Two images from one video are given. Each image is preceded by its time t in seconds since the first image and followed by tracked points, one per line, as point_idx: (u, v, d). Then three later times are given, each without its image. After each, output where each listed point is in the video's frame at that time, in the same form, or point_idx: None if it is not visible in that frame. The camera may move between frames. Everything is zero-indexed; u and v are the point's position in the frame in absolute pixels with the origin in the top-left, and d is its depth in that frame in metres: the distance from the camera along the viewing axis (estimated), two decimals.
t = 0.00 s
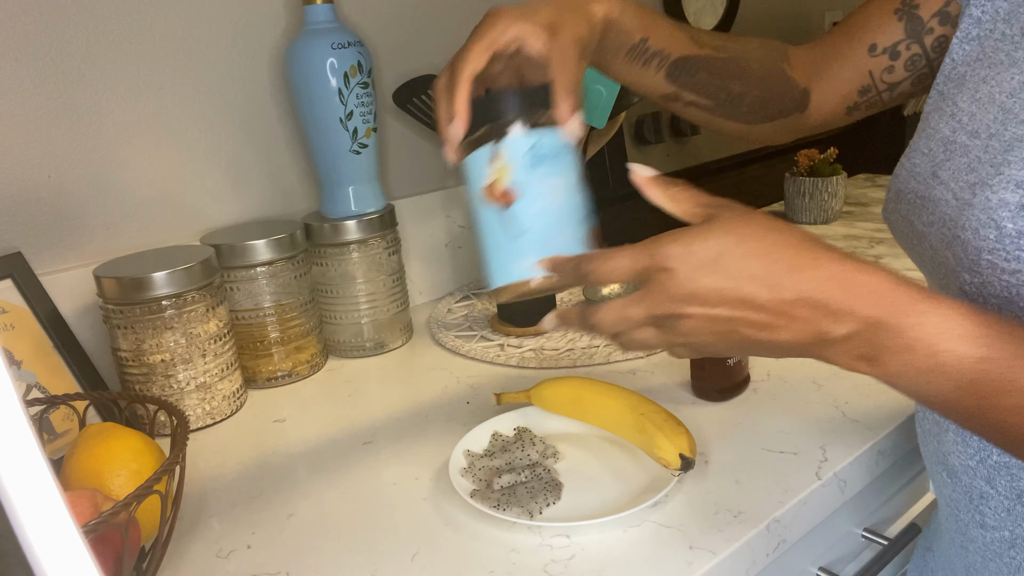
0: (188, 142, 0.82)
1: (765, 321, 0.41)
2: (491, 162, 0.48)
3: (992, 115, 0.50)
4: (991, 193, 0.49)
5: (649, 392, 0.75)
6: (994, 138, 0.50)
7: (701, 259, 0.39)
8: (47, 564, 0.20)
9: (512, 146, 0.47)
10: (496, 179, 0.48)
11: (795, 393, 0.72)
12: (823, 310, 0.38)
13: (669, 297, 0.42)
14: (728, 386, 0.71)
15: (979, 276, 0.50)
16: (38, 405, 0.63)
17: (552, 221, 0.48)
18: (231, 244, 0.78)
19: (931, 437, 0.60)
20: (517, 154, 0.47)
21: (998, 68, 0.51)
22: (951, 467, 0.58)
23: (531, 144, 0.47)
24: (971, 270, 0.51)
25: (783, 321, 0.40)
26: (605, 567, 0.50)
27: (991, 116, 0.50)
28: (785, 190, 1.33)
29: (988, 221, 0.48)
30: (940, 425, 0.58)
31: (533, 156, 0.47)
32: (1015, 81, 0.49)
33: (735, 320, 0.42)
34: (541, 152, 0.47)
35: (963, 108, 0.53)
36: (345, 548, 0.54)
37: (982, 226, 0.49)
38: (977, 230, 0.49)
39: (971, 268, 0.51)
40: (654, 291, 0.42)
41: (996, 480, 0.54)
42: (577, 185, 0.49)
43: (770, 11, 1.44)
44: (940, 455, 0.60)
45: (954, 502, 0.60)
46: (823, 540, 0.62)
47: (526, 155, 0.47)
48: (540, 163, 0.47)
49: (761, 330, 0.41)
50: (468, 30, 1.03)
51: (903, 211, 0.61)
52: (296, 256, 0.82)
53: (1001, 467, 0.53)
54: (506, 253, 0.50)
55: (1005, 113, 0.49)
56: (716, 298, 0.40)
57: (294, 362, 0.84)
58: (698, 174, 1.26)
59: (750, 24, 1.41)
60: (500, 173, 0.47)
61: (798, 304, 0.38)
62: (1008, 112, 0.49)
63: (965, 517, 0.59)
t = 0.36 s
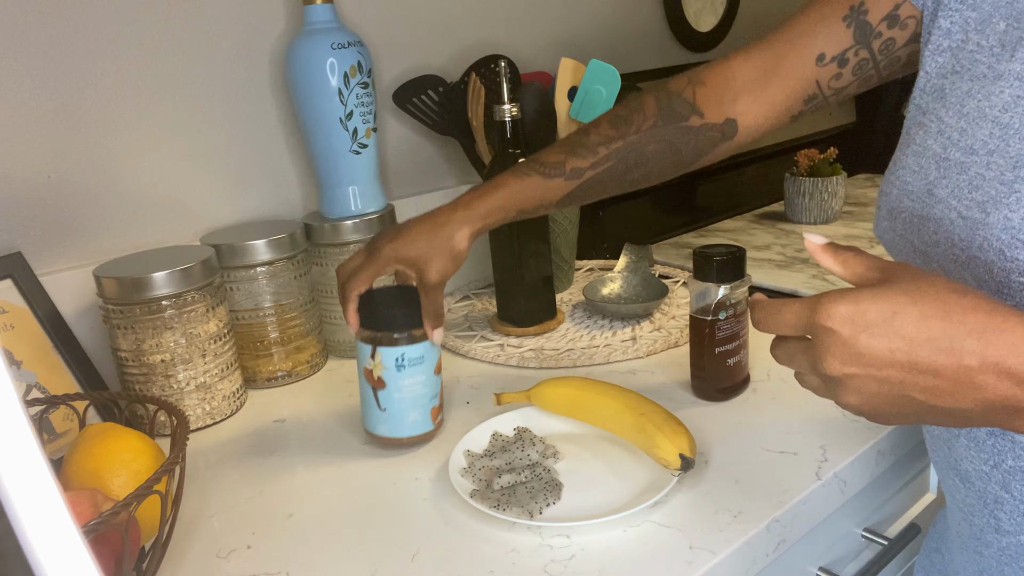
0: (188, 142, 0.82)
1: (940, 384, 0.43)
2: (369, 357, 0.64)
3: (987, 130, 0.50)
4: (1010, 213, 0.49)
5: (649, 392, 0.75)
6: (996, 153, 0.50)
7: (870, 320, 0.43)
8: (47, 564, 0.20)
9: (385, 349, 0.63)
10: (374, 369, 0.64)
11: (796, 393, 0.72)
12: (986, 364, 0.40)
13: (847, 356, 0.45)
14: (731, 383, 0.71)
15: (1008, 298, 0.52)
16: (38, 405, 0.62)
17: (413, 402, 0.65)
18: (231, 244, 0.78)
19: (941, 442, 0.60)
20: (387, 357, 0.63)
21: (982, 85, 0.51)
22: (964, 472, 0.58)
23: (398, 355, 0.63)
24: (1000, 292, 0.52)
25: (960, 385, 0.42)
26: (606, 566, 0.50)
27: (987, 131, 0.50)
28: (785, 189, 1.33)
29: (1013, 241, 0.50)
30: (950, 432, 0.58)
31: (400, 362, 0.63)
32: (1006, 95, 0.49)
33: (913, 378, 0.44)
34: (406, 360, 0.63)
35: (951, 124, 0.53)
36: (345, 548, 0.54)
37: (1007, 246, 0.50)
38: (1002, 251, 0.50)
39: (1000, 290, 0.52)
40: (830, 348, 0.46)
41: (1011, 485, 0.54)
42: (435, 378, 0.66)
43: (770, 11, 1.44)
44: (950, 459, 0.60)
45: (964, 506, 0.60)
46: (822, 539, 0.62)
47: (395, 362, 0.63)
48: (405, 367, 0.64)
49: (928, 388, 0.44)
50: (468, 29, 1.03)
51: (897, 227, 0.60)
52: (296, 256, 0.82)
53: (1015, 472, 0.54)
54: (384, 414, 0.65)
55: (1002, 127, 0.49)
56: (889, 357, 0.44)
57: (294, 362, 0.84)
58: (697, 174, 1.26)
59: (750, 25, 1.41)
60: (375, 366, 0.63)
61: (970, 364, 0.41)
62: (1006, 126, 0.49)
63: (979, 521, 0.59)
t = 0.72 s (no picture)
0: (188, 142, 0.82)
1: (887, 361, 0.42)
2: (368, 371, 0.64)
3: (974, 123, 0.50)
4: (981, 203, 0.49)
5: (649, 392, 0.75)
6: (979, 146, 0.50)
7: (827, 295, 0.42)
8: (48, 564, 0.20)
9: (384, 362, 0.63)
10: (374, 383, 0.63)
11: (797, 393, 0.72)
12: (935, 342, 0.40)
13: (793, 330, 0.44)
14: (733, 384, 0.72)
15: (977, 286, 0.52)
16: (38, 405, 0.62)
17: (415, 413, 0.65)
18: (231, 244, 0.78)
19: (938, 434, 0.60)
20: (386, 369, 0.63)
21: (979, 78, 0.51)
22: (958, 464, 0.58)
23: (397, 366, 0.63)
24: (969, 278, 0.52)
25: (906, 362, 0.42)
26: (605, 567, 0.50)
27: (973, 124, 0.50)
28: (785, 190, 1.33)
29: (982, 230, 0.49)
30: (947, 423, 0.58)
31: (399, 374, 0.63)
32: (996, 89, 0.49)
33: (857, 355, 0.43)
34: (405, 371, 0.63)
35: (946, 116, 0.53)
36: (345, 548, 0.54)
37: (976, 236, 0.50)
38: (972, 240, 0.50)
39: (969, 277, 0.52)
40: (784, 325, 0.44)
41: (999, 475, 0.54)
42: (436, 388, 0.66)
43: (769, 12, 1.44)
44: (946, 451, 0.60)
45: (960, 497, 0.60)
46: (822, 539, 0.62)
47: (394, 374, 0.63)
48: (404, 379, 0.63)
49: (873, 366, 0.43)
50: (468, 30, 1.03)
51: (888, 215, 0.60)
52: (296, 256, 0.82)
53: (1003, 461, 0.53)
54: (387, 428, 0.65)
55: (987, 121, 0.49)
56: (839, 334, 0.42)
57: (294, 362, 0.84)
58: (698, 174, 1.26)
59: (750, 25, 1.41)
60: (375, 380, 0.63)
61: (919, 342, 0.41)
62: (990, 120, 0.49)
63: (973, 512, 0.59)
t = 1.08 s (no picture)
0: (188, 142, 0.82)
1: (810, 363, 0.52)
2: (369, 372, 0.64)
3: (983, 108, 0.52)
4: (966, 178, 0.49)
5: (649, 392, 0.75)
6: (980, 128, 0.51)
7: (769, 314, 0.55)
8: (47, 565, 0.20)
9: (385, 363, 0.63)
10: (374, 383, 0.63)
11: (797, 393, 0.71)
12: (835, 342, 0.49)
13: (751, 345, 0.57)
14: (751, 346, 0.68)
15: (952, 258, 0.51)
16: (38, 405, 0.62)
17: (415, 413, 0.65)
18: (231, 244, 0.78)
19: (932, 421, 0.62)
20: (387, 370, 0.63)
21: (1003, 65, 0.52)
22: (950, 448, 0.60)
23: (397, 366, 0.63)
24: (946, 251, 0.51)
25: (821, 361, 0.51)
26: (605, 566, 0.50)
27: (982, 108, 0.51)
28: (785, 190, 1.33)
29: (962, 203, 0.49)
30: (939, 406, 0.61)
31: (399, 374, 0.63)
32: (1008, 76, 0.50)
33: (795, 364, 0.53)
34: (406, 371, 0.63)
35: (966, 102, 0.54)
36: (346, 548, 0.54)
37: (956, 209, 0.50)
38: (953, 213, 0.50)
39: (946, 250, 0.51)
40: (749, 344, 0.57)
41: (983, 458, 0.56)
42: (436, 388, 0.66)
43: (769, 11, 1.44)
44: (940, 434, 0.62)
45: (956, 482, 0.62)
46: (822, 539, 0.62)
47: (394, 374, 0.63)
48: (404, 379, 0.63)
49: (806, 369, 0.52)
50: (468, 30, 1.03)
51: (908, 197, 0.61)
52: (296, 256, 0.82)
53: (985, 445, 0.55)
54: (386, 428, 0.65)
55: (993, 105, 0.50)
56: (780, 343, 0.54)
57: (294, 362, 0.84)
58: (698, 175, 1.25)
59: (750, 24, 1.41)
60: (376, 380, 0.63)
61: (822, 342, 0.50)
62: (994, 104, 0.50)
63: (966, 496, 0.61)
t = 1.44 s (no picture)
0: (188, 142, 0.82)
1: (820, 365, 0.51)
2: (369, 372, 0.64)
3: (998, 100, 0.52)
4: (984, 168, 0.49)
5: (649, 392, 0.75)
6: (996, 120, 0.51)
7: (777, 318, 0.52)
8: (47, 564, 0.20)
9: (385, 363, 0.63)
10: (374, 383, 0.63)
11: (798, 393, 0.72)
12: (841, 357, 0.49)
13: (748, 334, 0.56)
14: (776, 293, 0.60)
15: (971, 246, 0.51)
16: (38, 405, 0.62)
17: (414, 414, 0.65)
18: (231, 244, 0.78)
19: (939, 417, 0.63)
20: (387, 370, 0.63)
21: (1015, 59, 0.53)
22: (959, 442, 0.61)
23: (397, 367, 0.63)
24: (965, 240, 0.51)
25: (830, 365, 0.50)
26: (606, 566, 0.50)
27: (998, 100, 0.52)
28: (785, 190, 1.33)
29: (980, 193, 0.49)
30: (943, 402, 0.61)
31: (399, 374, 0.63)
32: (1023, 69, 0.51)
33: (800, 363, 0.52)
34: (406, 371, 0.63)
35: (979, 95, 0.55)
36: (345, 548, 0.54)
37: (975, 198, 0.50)
38: (971, 202, 0.50)
39: (964, 238, 0.51)
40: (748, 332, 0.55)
41: (993, 452, 0.57)
42: (436, 388, 0.66)
43: (769, 12, 1.44)
44: (947, 430, 0.62)
45: (964, 476, 0.63)
46: (822, 539, 0.62)
47: (394, 374, 0.63)
48: (405, 379, 0.63)
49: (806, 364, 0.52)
50: (468, 30, 1.03)
51: (920, 191, 0.61)
52: (296, 256, 0.82)
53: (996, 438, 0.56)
54: (386, 428, 0.65)
55: (1009, 98, 0.51)
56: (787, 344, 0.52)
57: (294, 362, 0.84)
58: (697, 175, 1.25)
59: (750, 24, 1.41)
60: (376, 380, 0.63)
61: (832, 357, 0.49)
62: (1011, 96, 0.50)
63: (975, 490, 0.61)
